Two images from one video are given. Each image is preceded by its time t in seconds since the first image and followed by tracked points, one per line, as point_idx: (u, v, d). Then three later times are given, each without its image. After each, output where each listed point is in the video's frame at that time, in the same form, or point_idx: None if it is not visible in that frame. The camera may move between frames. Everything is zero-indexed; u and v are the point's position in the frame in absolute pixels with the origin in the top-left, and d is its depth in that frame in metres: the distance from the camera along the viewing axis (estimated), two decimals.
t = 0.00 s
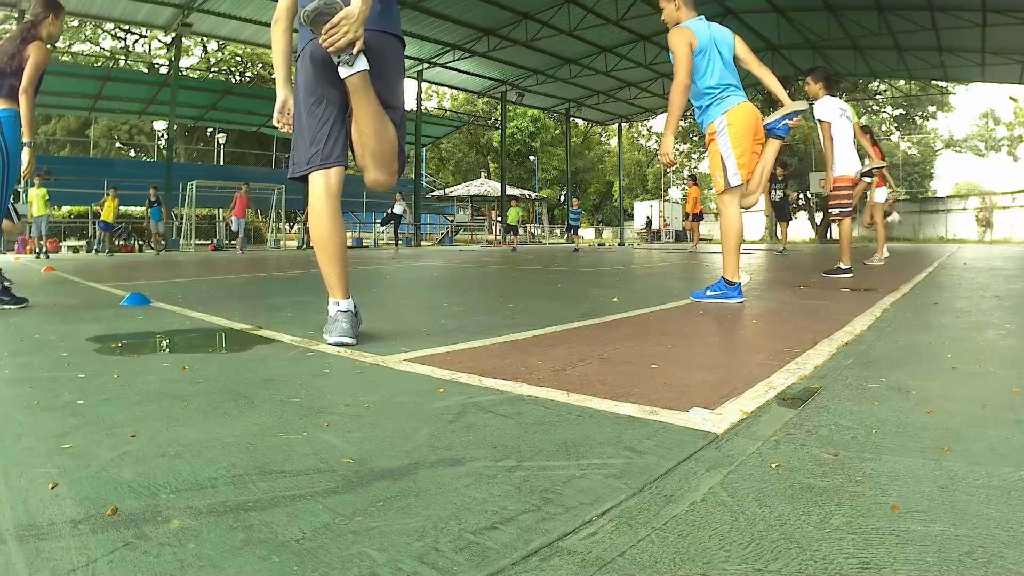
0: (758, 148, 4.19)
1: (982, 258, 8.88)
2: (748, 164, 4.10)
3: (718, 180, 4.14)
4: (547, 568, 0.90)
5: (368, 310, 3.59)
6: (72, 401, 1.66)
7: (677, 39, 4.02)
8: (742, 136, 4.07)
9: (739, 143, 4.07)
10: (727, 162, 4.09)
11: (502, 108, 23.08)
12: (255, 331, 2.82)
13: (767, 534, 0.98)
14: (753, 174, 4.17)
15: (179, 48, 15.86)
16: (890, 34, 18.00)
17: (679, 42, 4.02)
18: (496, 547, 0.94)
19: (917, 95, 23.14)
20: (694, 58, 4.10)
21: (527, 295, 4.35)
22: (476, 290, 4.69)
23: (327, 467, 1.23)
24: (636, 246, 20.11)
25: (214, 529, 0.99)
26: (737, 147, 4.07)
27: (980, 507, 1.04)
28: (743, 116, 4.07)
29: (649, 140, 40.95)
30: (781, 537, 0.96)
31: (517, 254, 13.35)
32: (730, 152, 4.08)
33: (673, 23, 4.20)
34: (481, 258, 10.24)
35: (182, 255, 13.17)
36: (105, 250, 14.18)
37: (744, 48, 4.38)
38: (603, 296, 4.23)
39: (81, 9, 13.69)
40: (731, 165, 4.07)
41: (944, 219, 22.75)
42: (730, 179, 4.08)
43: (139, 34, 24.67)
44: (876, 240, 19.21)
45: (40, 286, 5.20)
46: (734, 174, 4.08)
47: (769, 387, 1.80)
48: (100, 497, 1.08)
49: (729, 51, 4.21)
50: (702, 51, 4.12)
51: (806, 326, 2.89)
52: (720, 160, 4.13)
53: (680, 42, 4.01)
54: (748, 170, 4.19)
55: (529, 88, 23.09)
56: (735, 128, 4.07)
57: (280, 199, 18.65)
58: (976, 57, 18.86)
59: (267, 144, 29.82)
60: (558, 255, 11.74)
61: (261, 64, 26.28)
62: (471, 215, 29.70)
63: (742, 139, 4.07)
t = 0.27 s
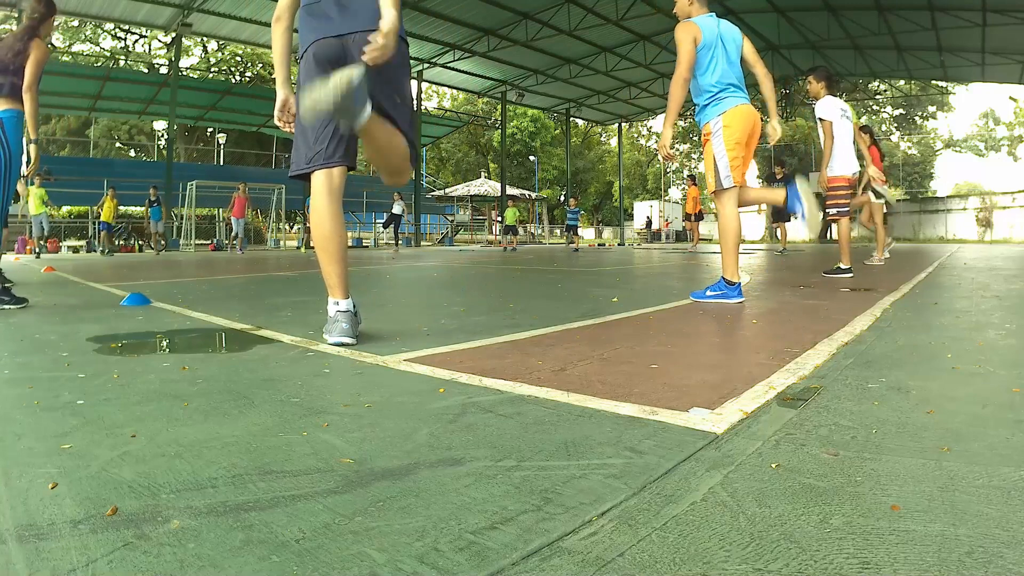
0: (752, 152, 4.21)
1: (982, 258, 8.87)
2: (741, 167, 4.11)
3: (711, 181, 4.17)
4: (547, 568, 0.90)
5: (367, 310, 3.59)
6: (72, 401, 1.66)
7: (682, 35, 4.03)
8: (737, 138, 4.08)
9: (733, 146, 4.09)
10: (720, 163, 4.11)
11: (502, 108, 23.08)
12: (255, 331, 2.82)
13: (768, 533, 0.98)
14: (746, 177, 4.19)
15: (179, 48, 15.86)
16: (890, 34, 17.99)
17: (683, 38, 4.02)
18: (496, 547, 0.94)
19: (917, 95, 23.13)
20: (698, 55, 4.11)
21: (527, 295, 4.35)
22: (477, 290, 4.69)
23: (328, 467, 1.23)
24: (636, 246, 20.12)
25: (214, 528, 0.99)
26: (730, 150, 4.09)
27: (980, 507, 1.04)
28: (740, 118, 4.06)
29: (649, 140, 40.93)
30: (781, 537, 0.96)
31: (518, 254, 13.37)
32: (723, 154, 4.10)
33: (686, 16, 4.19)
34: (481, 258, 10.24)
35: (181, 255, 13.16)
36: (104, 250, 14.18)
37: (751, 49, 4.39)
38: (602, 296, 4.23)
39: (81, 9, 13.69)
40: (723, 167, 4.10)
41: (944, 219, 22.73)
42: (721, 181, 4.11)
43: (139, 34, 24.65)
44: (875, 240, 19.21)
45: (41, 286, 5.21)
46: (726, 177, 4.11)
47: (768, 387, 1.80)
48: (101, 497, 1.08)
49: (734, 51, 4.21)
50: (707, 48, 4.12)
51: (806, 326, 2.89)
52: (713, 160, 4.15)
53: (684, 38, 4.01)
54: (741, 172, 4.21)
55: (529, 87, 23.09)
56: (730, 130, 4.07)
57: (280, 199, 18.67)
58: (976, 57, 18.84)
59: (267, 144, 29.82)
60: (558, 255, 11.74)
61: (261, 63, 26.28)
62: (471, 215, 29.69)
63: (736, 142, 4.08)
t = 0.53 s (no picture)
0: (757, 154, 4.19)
1: (982, 258, 8.88)
2: (744, 168, 4.09)
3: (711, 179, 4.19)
4: (548, 568, 0.90)
5: (368, 310, 3.59)
6: (72, 401, 1.66)
7: (691, 35, 4.05)
8: (740, 140, 4.09)
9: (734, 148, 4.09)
10: (722, 163, 4.11)
11: (502, 108, 23.08)
12: (255, 331, 2.82)
13: (768, 533, 0.97)
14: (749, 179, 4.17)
15: (179, 48, 15.86)
16: (890, 34, 17.99)
17: (691, 37, 4.05)
18: (496, 547, 0.94)
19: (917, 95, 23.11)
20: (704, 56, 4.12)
21: (527, 295, 4.35)
22: (477, 290, 4.69)
23: (328, 467, 1.23)
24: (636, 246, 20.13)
25: (214, 528, 0.99)
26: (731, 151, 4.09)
27: (980, 507, 1.04)
28: (744, 119, 4.06)
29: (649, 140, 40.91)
30: (781, 537, 0.96)
31: (518, 254, 13.38)
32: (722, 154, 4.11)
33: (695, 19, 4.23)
34: (481, 258, 10.25)
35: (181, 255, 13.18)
36: (104, 251, 14.21)
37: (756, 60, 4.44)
38: (603, 296, 4.23)
39: (81, 9, 13.69)
40: (725, 167, 4.10)
41: (944, 219, 22.72)
42: (723, 180, 4.11)
43: (139, 34, 24.64)
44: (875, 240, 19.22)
45: (41, 286, 5.21)
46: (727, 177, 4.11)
47: (768, 387, 1.80)
48: (101, 497, 1.08)
49: (742, 55, 4.22)
50: (714, 50, 4.15)
51: (806, 326, 2.89)
52: (715, 160, 4.15)
53: (693, 38, 4.04)
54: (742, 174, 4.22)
55: (529, 88, 23.09)
56: (732, 132, 4.08)
57: (280, 199, 18.68)
58: (976, 57, 18.84)
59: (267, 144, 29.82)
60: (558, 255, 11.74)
61: (261, 64, 26.27)
62: (471, 215, 29.69)
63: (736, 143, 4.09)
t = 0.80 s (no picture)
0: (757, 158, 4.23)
1: (982, 258, 8.88)
2: (744, 167, 4.11)
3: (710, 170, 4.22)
4: (548, 568, 0.90)
5: (367, 310, 3.59)
6: (72, 401, 1.66)
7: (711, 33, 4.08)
8: (743, 141, 4.12)
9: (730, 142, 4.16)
10: (722, 158, 4.14)
11: (502, 108, 23.07)
12: (255, 331, 2.82)
13: (768, 533, 0.98)
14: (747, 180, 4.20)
15: (179, 48, 15.86)
16: (890, 34, 17.99)
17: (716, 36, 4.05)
18: (496, 547, 0.94)
19: (918, 95, 23.10)
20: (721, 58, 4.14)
21: (527, 295, 4.35)
22: (477, 290, 4.69)
23: (328, 467, 1.23)
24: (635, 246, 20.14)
25: (214, 529, 0.99)
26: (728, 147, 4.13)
27: (981, 507, 1.04)
28: (749, 122, 4.11)
29: (649, 140, 40.90)
30: (781, 537, 0.96)
31: (517, 254, 13.41)
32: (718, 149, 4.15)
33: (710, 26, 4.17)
34: (481, 258, 10.25)
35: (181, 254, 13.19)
36: (103, 250, 14.23)
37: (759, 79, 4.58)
38: (603, 296, 4.23)
39: (80, 9, 13.69)
40: (725, 162, 4.12)
41: (944, 219, 22.72)
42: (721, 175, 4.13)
43: (139, 34, 24.64)
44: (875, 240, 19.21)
45: (42, 286, 5.22)
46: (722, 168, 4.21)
47: (768, 387, 1.80)
48: (101, 497, 1.08)
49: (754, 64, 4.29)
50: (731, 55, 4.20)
51: (806, 326, 2.89)
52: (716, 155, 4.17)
53: (718, 38, 4.04)
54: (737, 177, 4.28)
55: (529, 88, 23.09)
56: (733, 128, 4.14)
57: (280, 199, 18.70)
58: (976, 57, 18.83)
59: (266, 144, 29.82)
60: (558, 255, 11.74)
61: (261, 63, 26.26)
62: (471, 215, 29.69)
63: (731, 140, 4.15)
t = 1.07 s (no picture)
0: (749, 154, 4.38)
1: (982, 258, 8.88)
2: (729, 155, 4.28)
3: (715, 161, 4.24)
4: (547, 568, 0.90)
5: (367, 310, 3.59)
6: (72, 401, 1.66)
7: (735, 39, 4.23)
8: (732, 132, 4.32)
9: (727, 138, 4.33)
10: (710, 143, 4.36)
11: (502, 108, 23.08)
12: (255, 331, 2.82)
13: (768, 534, 0.98)
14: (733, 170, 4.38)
15: (179, 48, 15.86)
16: (890, 34, 17.99)
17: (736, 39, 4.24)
18: (496, 547, 0.94)
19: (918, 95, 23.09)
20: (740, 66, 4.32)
21: (527, 295, 4.35)
22: (477, 290, 4.69)
23: (327, 467, 1.23)
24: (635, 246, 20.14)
25: (214, 528, 0.99)
26: (728, 142, 4.30)
27: (980, 507, 1.04)
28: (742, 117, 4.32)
29: (649, 140, 40.89)
30: (782, 537, 0.96)
31: (517, 253, 13.42)
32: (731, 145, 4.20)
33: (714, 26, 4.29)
34: (481, 258, 10.26)
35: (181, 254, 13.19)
36: (102, 250, 14.23)
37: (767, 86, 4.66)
38: (603, 296, 4.23)
39: (80, 9, 13.69)
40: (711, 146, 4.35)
41: (944, 219, 22.74)
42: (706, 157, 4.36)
43: (139, 34, 24.63)
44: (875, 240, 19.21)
45: (43, 286, 5.23)
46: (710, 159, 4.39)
47: (768, 387, 1.80)
48: (101, 497, 1.08)
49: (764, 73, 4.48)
50: (726, 62, 4.45)
51: (806, 326, 2.89)
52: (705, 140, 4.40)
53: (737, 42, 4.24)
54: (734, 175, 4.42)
55: (529, 87, 23.09)
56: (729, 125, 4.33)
57: (280, 199, 18.70)
58: (976, 57, 18.83)
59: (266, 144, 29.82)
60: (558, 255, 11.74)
61: (261, 63, 26.25)
62: (471, 215, 29.70)
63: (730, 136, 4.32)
